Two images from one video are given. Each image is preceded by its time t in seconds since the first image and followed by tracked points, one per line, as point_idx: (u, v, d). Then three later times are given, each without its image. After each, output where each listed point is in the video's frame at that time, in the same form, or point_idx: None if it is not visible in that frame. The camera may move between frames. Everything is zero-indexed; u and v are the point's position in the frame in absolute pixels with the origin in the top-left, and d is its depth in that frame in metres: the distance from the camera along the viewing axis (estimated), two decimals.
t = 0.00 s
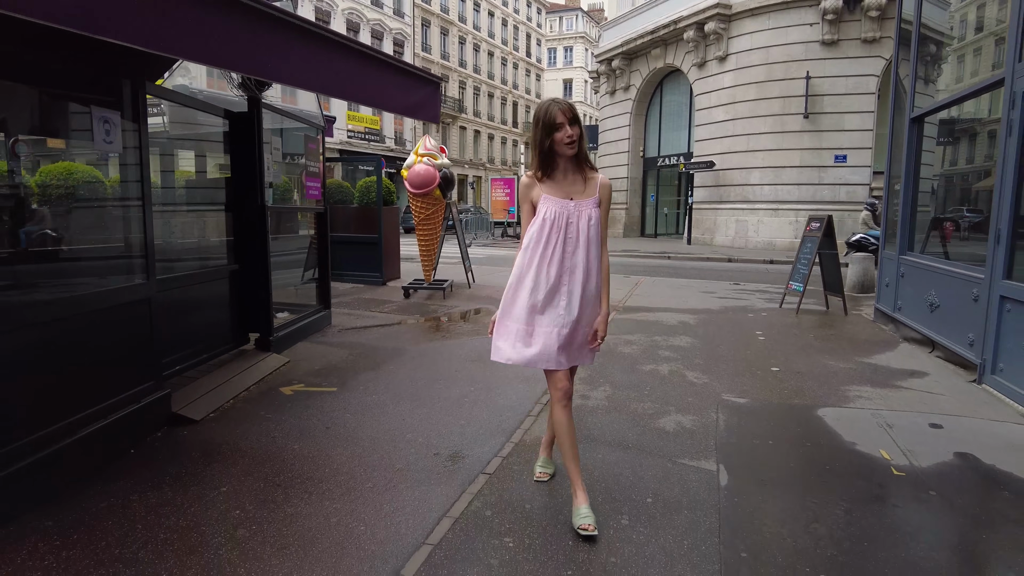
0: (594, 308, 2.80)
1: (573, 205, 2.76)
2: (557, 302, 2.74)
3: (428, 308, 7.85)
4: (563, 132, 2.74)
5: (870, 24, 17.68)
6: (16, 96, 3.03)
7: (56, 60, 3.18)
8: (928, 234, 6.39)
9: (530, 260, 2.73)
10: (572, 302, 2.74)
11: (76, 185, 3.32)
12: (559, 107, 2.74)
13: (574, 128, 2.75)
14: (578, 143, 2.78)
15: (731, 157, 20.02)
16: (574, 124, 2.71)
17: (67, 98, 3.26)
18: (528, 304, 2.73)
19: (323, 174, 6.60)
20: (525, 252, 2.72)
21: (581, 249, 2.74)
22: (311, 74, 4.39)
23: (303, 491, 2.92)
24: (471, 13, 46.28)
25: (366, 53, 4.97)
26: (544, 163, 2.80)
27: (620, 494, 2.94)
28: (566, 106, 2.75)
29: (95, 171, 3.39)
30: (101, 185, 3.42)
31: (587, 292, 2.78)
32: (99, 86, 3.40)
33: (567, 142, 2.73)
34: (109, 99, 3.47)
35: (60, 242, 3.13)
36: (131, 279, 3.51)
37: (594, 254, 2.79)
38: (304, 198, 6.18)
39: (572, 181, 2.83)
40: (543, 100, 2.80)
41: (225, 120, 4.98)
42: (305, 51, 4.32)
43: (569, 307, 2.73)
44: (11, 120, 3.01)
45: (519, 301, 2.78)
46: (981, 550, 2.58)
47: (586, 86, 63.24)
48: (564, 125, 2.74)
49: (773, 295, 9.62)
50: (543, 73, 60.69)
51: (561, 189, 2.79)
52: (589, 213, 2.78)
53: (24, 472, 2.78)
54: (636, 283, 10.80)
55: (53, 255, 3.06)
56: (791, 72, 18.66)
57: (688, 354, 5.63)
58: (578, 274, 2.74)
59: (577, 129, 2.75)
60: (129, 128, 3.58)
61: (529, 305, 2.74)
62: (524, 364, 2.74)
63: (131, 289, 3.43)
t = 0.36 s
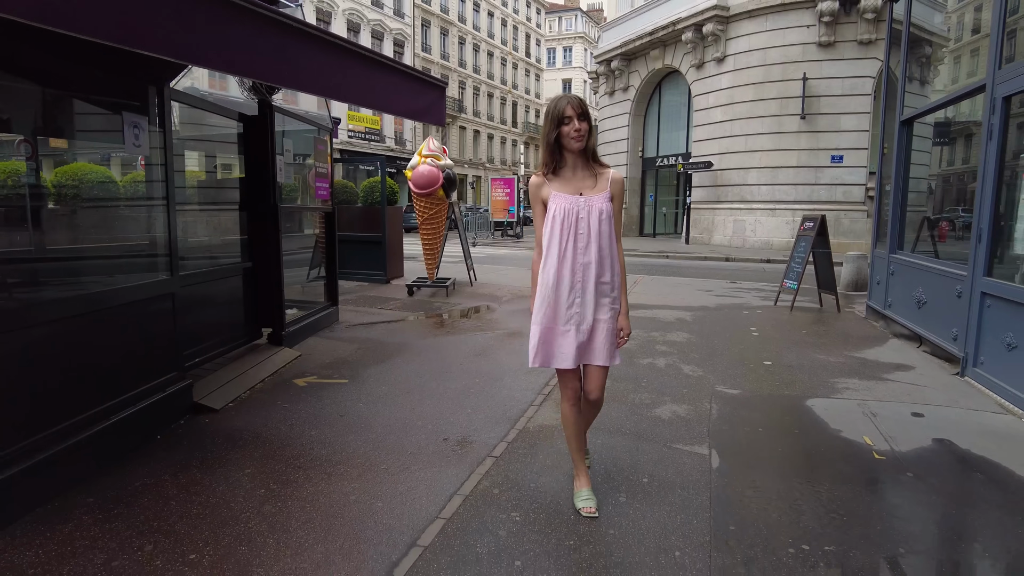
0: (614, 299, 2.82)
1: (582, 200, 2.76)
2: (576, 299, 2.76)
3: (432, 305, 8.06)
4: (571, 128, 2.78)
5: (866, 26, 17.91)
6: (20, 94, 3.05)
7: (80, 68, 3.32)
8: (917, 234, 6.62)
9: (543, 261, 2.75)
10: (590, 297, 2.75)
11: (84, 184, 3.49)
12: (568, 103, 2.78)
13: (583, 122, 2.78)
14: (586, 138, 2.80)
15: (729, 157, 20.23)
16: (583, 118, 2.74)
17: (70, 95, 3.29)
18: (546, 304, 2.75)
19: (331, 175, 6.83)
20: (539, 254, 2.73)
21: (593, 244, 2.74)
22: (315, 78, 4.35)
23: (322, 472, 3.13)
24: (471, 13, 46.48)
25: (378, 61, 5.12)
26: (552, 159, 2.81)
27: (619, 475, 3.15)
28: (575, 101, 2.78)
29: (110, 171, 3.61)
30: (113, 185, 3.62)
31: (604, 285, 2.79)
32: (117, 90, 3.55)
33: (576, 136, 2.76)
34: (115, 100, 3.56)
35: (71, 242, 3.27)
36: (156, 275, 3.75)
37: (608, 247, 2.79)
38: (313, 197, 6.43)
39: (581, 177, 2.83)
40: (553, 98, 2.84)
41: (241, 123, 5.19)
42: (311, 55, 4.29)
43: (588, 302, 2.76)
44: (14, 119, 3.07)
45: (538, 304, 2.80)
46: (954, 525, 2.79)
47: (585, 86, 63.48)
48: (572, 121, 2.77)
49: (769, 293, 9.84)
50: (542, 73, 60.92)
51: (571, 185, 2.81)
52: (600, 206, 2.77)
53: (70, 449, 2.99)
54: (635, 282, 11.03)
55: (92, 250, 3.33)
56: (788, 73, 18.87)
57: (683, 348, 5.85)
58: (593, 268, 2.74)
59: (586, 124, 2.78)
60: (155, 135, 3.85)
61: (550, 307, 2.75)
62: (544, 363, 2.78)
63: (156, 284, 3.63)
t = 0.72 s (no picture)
0: (606, 301, 2.81)
1: (570, 202, 2.84)
2: (563, 298, 2.82)
3: (430, 304, 8.24)
4: (569, 126, 2.84)
5: (858, 29, 18.16)
6: (20, 96, 3.08)
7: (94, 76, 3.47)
8: (902, 235, 6.83)
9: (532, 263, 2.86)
10: (577, 297, 2.80)
11: (80, 183, 3.57)
12: (569, 102, 2.85)
13: (581, 123, 2.84)
14: (584, 139, 2.87)
15: (723, 158, 20.44)
16: (582, 118, 2.80)
17: (69, 98, 3.33)
18: (538, 305, 2.82)
19: (332, 177, 7.00)
20: (527, 256, 2.85)
21: (577, 245, 2.80)
22: (315, 85, 4.44)
23: (331, 460, 3.31)
24: (467, 14, 46.66)
25: (382, 69, 5.30)
26: (550, 158, 2.90)
27: (611, 464, 3.33)
28: (577, 101, 2.85)
29: (112, 172, 3.71)
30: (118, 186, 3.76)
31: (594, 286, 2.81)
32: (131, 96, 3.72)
33: (572, 136, 2.82)
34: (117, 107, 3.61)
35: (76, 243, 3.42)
36: (168, 275, 3.98)
37: (596, 249, 2.83)
38: (315, 199, 6.61)
39: (576, 178, 2.90)
40: (557, 96, 2.91)
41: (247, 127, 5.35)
42: (313, 63, 4.40)
43: (574, 302, 2.80)
44: (13, 121, 3.10)
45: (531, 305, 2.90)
46: (925, 509, 2.98)
47: (581, 87, 63.71)
48: (571, 120, 2.84)
49: (760, 293, 10.03)
50: (538, 74, 61.11)
51: (563, 185, 2.88)
52: (588, 208, 2.82)
53: (93, 441, 3.15)
54: (629, 281, 11.21)
55: (98, 250, 3.48)
56: (782, 75, 19.10)
57: (675, 346, 6.03)
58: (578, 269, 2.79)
59: (585, 125, 2.84)
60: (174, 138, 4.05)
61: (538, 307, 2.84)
62: (540, 364, 2.83)
63: (169, 284, 3.86)
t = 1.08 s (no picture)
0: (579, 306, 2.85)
1: (547, 206, 2.88)
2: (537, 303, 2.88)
3: (426, 301, 8.40)
4: (556, 130, 2.88)
5: (848, 30, 18.43)
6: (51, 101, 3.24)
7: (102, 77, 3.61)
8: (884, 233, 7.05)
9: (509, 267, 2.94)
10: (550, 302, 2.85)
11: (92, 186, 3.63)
12: (563, 107, 2.87)
13: (570, 128, 2.88)
14: (569, 145, 2.90)
15: (716, 157, 20.67)
16: (571, 125, 2.84)
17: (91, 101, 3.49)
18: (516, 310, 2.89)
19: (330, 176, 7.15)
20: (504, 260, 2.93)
21: (550, 250, 2.84)
22: (311, 86, 4.57)
23: (334, 446, 3.48)
24: (461, 14, 46.77)
25: (383, 73, 5.47)
26: (535, 159, 2.94)
27: (600, 449, 3.51)
28: (570, 107, 2.86)
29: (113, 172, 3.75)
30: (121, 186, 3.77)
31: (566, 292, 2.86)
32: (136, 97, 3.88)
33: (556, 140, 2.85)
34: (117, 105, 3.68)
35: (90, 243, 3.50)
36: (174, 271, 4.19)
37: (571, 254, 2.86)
38: (314, 198, 6.79)
39: (556, 184, 2.93)
40: (553, 100, 2.93)
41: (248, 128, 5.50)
42: (312, 66, 4.57)
43: (547, 306, 2.86)
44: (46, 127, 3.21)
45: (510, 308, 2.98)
46: (896, 489, 3.16)
47: (575, 87, 63.93)
48: (560, 124, 2.87)
49: (749, 289, 10.24)
50: (532, 74, 61.28)
51: (539, 190, 2.93)
52: (564, 214, 2.86)
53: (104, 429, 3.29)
54: (622, 279, 11.40)
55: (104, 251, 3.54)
56: (773, 75, 19.33)
57: (664, 340, 6.21)
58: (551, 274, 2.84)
59: (572, 131, 2.88)
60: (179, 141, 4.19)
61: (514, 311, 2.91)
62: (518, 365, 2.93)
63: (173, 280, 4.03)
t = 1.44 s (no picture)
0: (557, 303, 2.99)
1: (531, 199, 2.98)
2: (516, 296, 2.99)
3: (423, 300, 8.58)
4: (543, 122, 2.97)
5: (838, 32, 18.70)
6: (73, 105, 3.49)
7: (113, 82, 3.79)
8: (868, 232, 7.28)
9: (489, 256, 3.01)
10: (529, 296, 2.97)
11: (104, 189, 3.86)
12: (550, 100, 2.97)
13: (557, 121, 2.97)
14: (554, 138, 3.00)
15: (708, 158, 20.91)
16: (558, 117, 2.93)
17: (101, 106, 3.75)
18: (492, 300, 2.95)
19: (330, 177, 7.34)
20: (485, 249, 3.00)
21: (534, 245, 2.95)
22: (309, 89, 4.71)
23: (338, 434, 3.66)
24: (456, 15, 46.94)
25: (380, 76, 5.62)
26: (521, 152, 3.04)
27: (591, 436, 3.71)
28: (557, 101, 2.94)
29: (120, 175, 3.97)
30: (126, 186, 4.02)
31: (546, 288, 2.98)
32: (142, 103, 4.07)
33: (542, 132, 2.95)
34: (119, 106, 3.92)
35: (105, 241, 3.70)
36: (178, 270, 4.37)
37: (553, 252, 2.98)
38: (315, 199, 6.98)
39: (542, 177, 3.05)
40: (540, 95, 3.03)
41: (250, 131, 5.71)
42: (310, 70, 4.72)
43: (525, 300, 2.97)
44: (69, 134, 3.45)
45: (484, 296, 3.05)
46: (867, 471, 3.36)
47: (569, 88, 64.19)
48: (546, 117, 2.96)
49: (740, 288, 10.47)
50: (527, 75, 61.50)
51: (523, 180, 3.02)
52: (547, 209, 2.97)
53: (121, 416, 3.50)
54: (615, 278, 11.61)
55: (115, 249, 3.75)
56: (764, 77, 19.59)
57: (655, 336, 6.41)
58: (533, 269, 2.95)
59: (560, 123, 2.97)
60: (181, 145, 4.45)
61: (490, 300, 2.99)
62: (488, 359, 2.98)
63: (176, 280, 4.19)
